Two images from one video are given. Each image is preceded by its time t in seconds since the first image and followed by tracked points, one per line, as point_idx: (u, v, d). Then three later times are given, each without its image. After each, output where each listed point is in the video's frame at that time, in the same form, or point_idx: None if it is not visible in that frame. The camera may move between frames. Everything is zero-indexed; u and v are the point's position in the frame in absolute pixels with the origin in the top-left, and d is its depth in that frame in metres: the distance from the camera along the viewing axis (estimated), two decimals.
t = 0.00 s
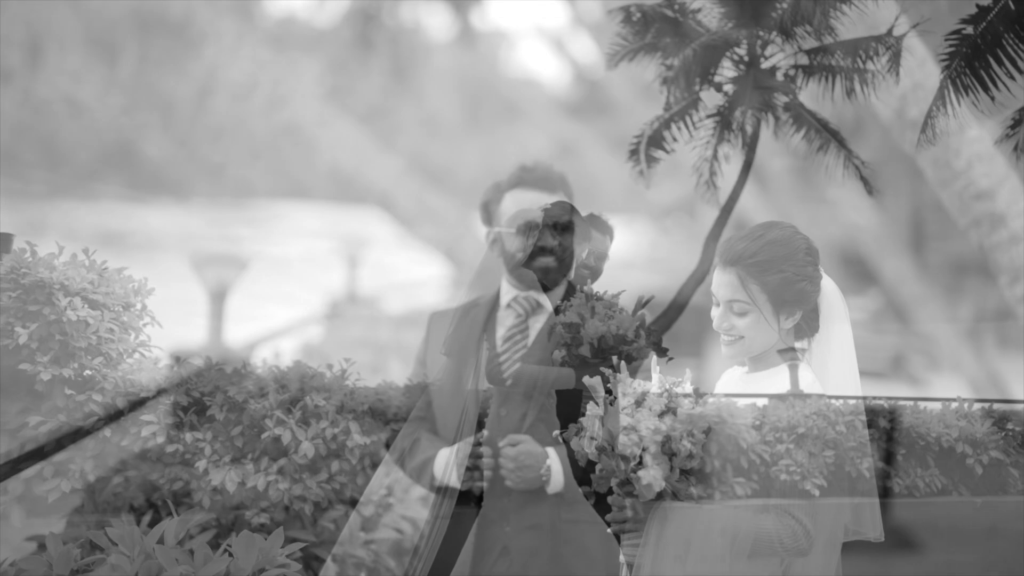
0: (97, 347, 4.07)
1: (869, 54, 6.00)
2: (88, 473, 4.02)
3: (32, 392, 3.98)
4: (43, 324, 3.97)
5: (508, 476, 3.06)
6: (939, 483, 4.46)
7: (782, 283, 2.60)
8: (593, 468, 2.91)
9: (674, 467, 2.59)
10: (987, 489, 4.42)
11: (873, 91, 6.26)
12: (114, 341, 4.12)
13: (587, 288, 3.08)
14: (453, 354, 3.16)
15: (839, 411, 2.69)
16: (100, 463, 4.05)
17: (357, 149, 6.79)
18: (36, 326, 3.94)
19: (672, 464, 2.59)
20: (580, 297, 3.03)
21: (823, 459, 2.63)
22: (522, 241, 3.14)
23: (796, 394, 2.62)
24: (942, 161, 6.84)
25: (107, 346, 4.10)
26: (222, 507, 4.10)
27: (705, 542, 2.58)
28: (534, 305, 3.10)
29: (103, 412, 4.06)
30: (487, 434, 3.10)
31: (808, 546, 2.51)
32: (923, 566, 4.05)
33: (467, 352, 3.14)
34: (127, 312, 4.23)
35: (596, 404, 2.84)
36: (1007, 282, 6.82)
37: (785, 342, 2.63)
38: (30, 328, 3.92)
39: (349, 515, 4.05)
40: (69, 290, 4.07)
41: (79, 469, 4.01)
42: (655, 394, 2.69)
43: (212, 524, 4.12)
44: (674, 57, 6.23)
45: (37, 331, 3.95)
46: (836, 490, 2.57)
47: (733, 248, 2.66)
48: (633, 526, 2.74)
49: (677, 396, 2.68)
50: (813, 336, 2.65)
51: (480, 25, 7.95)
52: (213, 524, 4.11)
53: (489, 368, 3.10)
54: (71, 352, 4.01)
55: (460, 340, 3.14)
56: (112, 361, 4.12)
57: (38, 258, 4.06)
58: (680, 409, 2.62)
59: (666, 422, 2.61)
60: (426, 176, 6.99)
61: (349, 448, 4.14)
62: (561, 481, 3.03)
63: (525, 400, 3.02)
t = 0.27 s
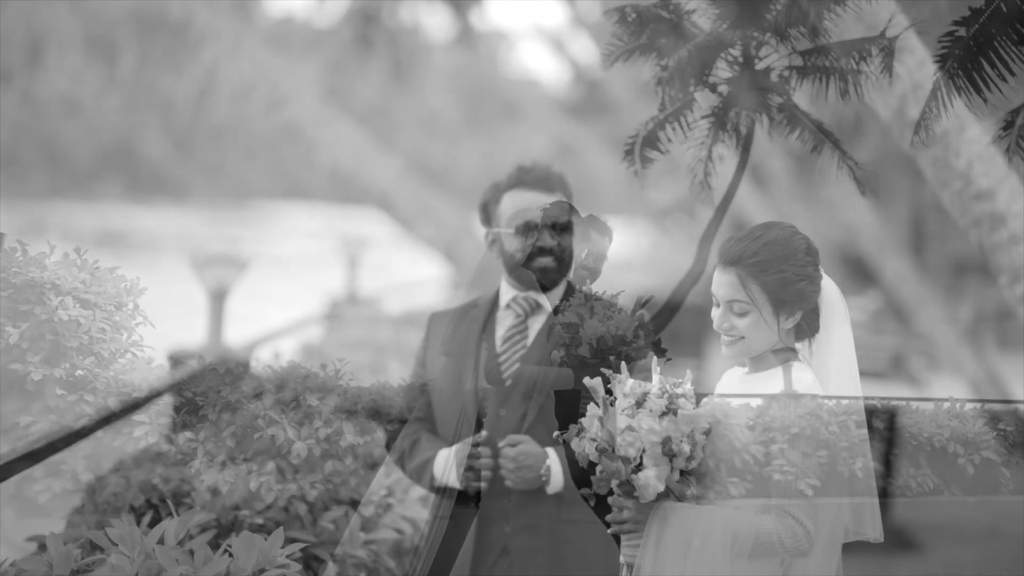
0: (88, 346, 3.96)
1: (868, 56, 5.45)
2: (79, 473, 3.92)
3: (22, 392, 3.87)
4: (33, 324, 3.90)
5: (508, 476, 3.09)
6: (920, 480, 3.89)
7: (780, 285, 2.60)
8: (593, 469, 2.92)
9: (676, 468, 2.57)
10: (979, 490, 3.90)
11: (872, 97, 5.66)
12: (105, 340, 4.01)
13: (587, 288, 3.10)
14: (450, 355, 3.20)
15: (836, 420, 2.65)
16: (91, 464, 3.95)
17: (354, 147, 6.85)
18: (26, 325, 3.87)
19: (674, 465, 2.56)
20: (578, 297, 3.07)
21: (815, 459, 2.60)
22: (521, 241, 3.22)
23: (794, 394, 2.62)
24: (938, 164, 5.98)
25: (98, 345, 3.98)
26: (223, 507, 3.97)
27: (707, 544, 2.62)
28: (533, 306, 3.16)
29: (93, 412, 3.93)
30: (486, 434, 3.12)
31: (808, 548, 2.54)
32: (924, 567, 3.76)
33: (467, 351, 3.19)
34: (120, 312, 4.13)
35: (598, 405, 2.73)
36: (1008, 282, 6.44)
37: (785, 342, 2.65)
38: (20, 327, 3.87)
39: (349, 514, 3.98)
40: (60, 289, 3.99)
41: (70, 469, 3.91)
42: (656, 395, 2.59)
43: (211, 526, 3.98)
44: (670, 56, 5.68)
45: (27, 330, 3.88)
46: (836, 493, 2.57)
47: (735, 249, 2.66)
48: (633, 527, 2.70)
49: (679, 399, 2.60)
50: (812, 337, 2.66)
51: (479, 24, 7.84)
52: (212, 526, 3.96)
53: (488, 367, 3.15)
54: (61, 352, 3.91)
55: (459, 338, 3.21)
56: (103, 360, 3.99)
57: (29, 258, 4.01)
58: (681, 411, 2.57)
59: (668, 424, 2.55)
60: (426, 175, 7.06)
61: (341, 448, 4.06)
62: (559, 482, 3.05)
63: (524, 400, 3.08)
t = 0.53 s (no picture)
0: (79, 346, 3.78)
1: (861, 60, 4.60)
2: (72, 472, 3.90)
3: (15, 392, 3.80)
4: (23, 322, 3.73)
5: (508, 476, 3.08)
6: (913, 477, 3.69)
7: (781, 285, 2.60)
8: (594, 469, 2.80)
9: (676, 469, 2.58)
10: (971, 489, 3.71)
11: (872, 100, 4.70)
12: (97, 341, 3.79)
13: (588, 286, 3.02)
14: (448, 356, 3.33)
15: (832, 416, 2.57)
16: (85, 464, 3.95)
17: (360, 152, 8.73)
18: (16, 324, 3.72)
19: (674, 466, 2.58)
20: (579, 297, 3.00)
21: (809, 459, 2.54)
22: (521, 241, 3.21)
23: (795, 393, 2.57)
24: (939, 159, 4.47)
25: (89, 346, 3.78)
26: (221, 507, 3.86)
27: (707, 544, 2.60)
28: (530, 305, 3.22)
29: (86, 412, 3.91)
30: (485, 434, 3.16)
31: (806, 547, 2.52)
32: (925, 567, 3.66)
33: (465, 349, 3.31)
34: (111, 311, 3.81)
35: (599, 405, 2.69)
36: (1008, 282, 4.42)
37: (785, 342, 2.64)
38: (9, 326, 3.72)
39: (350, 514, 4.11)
40: (50, 288, 3.74)
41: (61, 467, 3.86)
42: (657, 394, 2.59)
43: (208, 527, 3.84)
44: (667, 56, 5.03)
45: (16, 330, 3.73)
46: (834, 490, 2.54)
47: (734, 247, 2.66)
48: (633, 527, 2.70)
49: (679, 398, 2.60)
50: (812, 337, 2.65)
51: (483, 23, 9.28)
52: (210, 526, 3.82)
53: (486, 365, 3.24)
54: (53, 351, 3.77)
55: (457, 337, 3.35)
56: (96, 360, 3.82)
57: (18, 257, 3.78)
58: (682, 410, 2.58)
59: (668, 425, 2.55)
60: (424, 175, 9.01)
61: (337, 448, 4.40)
62: (559, 484, 3.00)
63: (523, 399, 3.11)
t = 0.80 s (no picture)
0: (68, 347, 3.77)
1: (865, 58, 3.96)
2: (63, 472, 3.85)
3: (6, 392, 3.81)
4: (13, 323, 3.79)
5: (508, 478, 2.94)
6: (910, 477, 3.55)
7: (783, 286, 2.48)
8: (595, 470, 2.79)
9: (677, 470, 2.46)
10: (965, 488, 3.57)
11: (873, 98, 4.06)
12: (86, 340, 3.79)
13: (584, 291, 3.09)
14: (448, 356, 3.22)
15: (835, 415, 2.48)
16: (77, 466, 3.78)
17: (359, 152, 8.72)
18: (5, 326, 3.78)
19: (675, 466, 2.45)
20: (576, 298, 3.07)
21: (808, 456, 2.41)
22: (521, 241, 3.08)
23: (797, 394, 2.44)
24: (939, 160, 3.93)
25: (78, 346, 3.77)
26: (223, 506, 3.13)
27: (707, 546, 2.51)
28: (531, 303, 3.09)
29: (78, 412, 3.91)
30: (484, 435, 3.03)
31: (808, 549, 2.43)
32: (927, 568, 3.45)
33: (464, 351, 3.18)
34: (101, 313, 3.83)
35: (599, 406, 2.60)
36: (1006, 284, 3.95)
37: (787, 345, 2.58)
38: None
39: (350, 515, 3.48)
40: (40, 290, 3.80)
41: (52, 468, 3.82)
42: (658, 394, 2.49)
43: (209, 526, 3.16)
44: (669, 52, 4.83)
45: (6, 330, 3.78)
46: (837, 491, 2.45)
47: (734, 247, 2.53)
48: (635, 527, 2.61)
49: (681, 398, 2.50)
50: (812, 337, 2.62)
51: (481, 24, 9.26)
52: (211, 527, 3.14)
53: (487, 367, 3.12)
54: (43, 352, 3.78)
55: (455, 340, 3.23)
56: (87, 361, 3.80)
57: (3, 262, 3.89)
58: (683, 411, 2.47)
59: (670, 425, 2.44)
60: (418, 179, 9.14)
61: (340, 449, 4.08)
62: (559, 485, 2.90)
63: (524, 401, 3.02)
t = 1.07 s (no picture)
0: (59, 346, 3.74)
1: (868, 59, 3.66)
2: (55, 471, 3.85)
3: None
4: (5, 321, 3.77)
5: (507, 478, 2.76)
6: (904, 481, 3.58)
7: (784, 286, 2.26)
8: (595, 469, 2.74)
9: (677, 470, 2.28)
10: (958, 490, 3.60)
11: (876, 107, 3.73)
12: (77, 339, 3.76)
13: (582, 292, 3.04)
14: (447, 356, 3.04)
15: (837, 418, 2.38)
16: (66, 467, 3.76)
17: (359, 153, 8.69)
18: None
19: (675, 467, 2.27)
20: (574, 298, 3.02)
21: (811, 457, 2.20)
22: (520, 241, 2.98)
23: (799, 394, 2.23)
24: (940, 160, 3.77)
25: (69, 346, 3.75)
26: (224, 506, 3.09)
27: (708, 545, 2.28)
28: (531, 303, 2.98)
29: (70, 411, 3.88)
30: (483, 436, 2.83)
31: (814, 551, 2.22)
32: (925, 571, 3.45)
33: (462, 351, 3.02)
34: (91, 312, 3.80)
35: (599, 407, 2.43)
36: (1006, 284, 3.88)
37: (788, 345, 2.36)
38: None
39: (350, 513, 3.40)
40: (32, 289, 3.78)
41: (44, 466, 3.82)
42: (659, 394, 2.34)
43: (209, 527, 3.12)
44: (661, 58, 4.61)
45: None
46: (839, 490, 2.29)
47: (733, 247, 2.31)
48: (635, 527, 2.43)
49: (682, 398, 2.35)
50: (813, 338, 2.41)
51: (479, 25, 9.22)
52: (212, 527, 3.10)
53: (486, 367, 2.98)
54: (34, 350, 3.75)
55: (454, 339, 3.05)
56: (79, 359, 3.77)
57: None
58: (683, 410, 2.32)
59: (671, 424, 2.28)
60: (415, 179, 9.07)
61: (340, 449, 4.07)
62: (555, 483, 2.76)
63: (524, 401, 2.90)
